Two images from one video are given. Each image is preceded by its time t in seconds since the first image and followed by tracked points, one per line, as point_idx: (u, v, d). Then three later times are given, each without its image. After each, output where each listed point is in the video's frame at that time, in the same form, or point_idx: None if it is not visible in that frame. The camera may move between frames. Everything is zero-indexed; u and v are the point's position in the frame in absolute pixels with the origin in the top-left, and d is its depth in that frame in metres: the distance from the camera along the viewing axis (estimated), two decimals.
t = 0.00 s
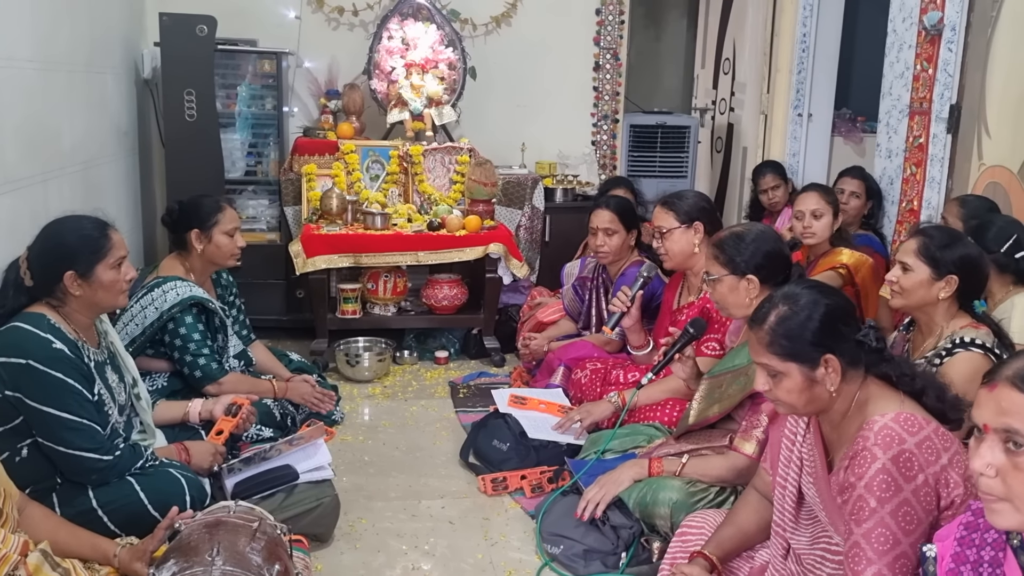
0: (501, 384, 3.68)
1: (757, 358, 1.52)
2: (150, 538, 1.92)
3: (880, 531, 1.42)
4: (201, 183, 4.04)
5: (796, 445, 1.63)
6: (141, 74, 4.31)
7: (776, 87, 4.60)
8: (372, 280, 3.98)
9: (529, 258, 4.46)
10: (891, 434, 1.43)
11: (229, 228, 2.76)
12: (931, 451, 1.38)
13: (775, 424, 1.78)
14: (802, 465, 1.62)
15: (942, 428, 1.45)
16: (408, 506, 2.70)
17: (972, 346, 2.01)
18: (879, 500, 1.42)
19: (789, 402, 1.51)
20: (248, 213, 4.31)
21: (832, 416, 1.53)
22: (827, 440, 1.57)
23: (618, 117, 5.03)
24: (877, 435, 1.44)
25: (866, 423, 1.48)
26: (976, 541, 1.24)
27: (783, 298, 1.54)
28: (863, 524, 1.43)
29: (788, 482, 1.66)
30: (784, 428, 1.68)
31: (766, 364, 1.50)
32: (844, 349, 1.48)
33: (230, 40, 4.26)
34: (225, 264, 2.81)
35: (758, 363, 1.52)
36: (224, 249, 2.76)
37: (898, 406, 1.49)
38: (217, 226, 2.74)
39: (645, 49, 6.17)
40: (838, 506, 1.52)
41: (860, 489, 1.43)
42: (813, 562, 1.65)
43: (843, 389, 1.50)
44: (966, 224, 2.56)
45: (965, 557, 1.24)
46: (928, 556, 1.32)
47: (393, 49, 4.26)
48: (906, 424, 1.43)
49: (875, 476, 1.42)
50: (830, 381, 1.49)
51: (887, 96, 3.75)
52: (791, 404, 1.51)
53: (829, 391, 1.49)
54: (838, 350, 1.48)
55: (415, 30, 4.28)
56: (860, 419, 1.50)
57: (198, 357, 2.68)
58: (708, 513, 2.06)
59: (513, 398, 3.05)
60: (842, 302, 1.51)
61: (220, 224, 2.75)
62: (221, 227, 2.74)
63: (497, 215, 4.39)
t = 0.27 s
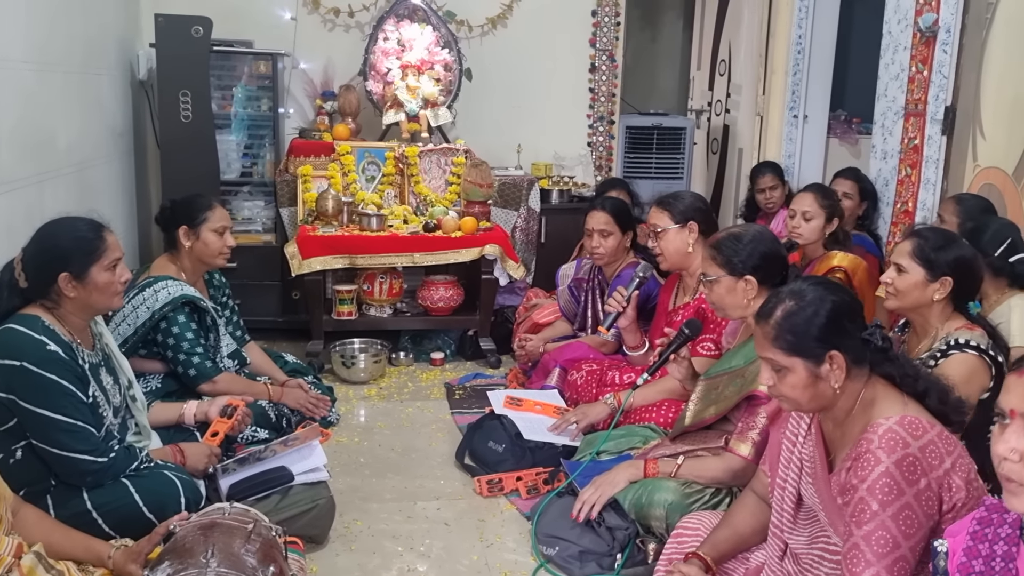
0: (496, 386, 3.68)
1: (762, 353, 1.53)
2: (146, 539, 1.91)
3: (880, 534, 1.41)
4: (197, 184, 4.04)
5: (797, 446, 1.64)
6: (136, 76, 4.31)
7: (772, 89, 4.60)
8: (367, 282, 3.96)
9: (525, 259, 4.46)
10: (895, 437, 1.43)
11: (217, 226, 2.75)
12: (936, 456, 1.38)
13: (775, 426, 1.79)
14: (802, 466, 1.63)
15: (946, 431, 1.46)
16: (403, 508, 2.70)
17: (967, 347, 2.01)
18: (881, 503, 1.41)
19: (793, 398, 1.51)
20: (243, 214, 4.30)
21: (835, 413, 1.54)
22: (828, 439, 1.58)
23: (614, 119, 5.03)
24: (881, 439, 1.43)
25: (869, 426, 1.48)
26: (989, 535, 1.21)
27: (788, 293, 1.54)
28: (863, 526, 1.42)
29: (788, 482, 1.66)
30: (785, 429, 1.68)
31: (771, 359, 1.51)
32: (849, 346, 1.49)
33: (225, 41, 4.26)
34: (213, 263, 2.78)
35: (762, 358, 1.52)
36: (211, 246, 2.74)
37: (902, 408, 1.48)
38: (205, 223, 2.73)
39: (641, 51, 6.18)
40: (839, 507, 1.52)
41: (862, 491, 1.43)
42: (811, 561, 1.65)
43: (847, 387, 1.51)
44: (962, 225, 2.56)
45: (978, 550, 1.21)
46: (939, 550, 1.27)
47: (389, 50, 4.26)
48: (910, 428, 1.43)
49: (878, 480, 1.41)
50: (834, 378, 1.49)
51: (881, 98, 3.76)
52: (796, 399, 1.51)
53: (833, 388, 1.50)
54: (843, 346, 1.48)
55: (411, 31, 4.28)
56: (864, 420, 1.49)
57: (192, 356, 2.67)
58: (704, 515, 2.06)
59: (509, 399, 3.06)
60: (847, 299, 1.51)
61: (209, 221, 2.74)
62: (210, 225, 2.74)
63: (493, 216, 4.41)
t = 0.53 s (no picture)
0: (492, 385, 3.68)
1: (793, 329, 1.54)
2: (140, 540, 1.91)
3: (890, 531, 1.41)
4: (191, 185, 4.03)
5: (808, 441, 1.64)
6: (131, 75, 4.30)
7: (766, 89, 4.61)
8: (362, 282, 3.97)
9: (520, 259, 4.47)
10: (916, 438, 1.43)
11: (207, 226, 2.75)
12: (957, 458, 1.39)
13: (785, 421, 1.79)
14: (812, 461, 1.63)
15: (965, 434, 1.47)
16: (398, 508, 2.69)
17: (960, 347, 2.02)
18: (895, 501, 1.41)
19: (814, 379, 1.52)
20: (238, 214, 4.31)
21: (856, 405, 1.54)
22: (841, 436, 1.59)
23: (609, 118, 5.04)
24: (902, 438, 1.44)
25: (891, 425, 1.48)
26: (1002, 529, 1.21)
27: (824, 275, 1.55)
28: (874, 522, 1.43)
29: (796, 477, 1.66)
30: (795, 424, 1.69)
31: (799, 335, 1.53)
32: (879, 337, 1.49)
33: (220, 41, 4.25)
34: (205, 263, 2.79)
35: (792, 334, 1.54)
36: (201, 246, 2.74)
37: (924, 409, 1.48)
38: (195, 224, 2.73)
39: (636, 51, 6.18)
40: (850, 503, 1.52)
41: (878, 488, 1.43)
42: (813, 556, 1.65)
43: (869, 377, 1.51)
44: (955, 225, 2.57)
45: (990, 543, 1.21)
46: (951, 543, 1.28)
47: (384, 50, 4.27)
48: (931, 429, 1.44)
49: (895, 478, 1.42)
50: (858, 367, 1.49)
51: (876, 98, 3.77)
52: (817, 381, 1.52)
53: (855, 376, 1.50)
54: (873, 336, 1.49)
55: (406, 31, 4.28)
56: (885, 418, 1.50)
57: (184, 355, 2.67)
58: (700, 515, 2.06)
59: (504, 399, 3.06)
60: (884, 290, 1.51)
61: (199, 221, 2.73)
62: (200, 225, 2.73)
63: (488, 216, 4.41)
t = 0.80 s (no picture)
0: (487, 386, 3.68)
1: (841, 300, 1.54)
2: (133, 543, 1.90)
3: (906, 525, 1.41)
4: (184, 186, 4.03)
5: (829, 432, 1.67)
6: (124, 77, 4.30)
7: (760, 89, 4.62)
8: (357, 283, 3.96)
9: (515, 260, 4.47)
10: (946, 438, 1.42)
11: (195, 232, 2.74)
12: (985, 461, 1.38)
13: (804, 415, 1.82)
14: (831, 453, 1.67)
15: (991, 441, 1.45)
16: (393, 509, 2.69)
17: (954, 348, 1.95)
18: (917, 497, 1.41)
19: (848, 354, 1.52)
20: (232, 216, 4.29)
21: (887, 398, 1.55)
22: (862, 431, 1.63)
23: (603, 119, 5.05)
24: (932, 436, 1.43)
25: (919, 422, 1.47)
26: (1006, 525, 1.25)
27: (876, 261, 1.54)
28: (891, 514, 1.43)
29: (813, 467, 1.69)
30: (818, 413, 1.72)
31: (845, 307, 1.53)
32: (924, 329, 1.48)
33: (214, 42, 4.25)
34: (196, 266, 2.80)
35: (839, 305, 1.54)
36: (191, 252, 2.74)
37: (955, 411, 1.48)
38: (183, 232, 2.71)
39: (631, 52, 6.19)
40: (868, 496, 1.52)
41: (901, 482, 1.43)
42: (820, 547, 1.68)
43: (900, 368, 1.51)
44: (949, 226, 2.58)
45: (993, 539, 1.25)
46: (954, 539, 1.30)
47: (378, 51, 4.26)
48: (961, 432, 1.43)
49: (920, 475, 1.41)
50: (893, 354, 1.49)
51: (869, 98, 3.77)
52: (850, 356, 1.52)
53: (889, 363, 1.50)
54: (918, 327, 1.48)
55: (400, 33, 4.27)
56: (915, 413, 1.50)
57: (175, 357, 2.67)
58: (699, 511, 2.07)
59: (499, 400, 3.05)
60: (942, 288, 1.49)
61: (187, 228, 2.72)
62: (188, 233, 2.72)
63: (482, 217, 4.42)
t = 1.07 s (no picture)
0: (481, 387, 3.68)
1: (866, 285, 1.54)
2: (127, 544, 1.90)
3: (916, 516, 1.43)
4: (178, 188, 4.02)
5: (841, 422, 1.67)
6: (118, 78, 4.29)
7: (755, 90, 4.63)
8: (351, 284, 3.96)
9: (509, 260, 4.48)
10: (957, 429, 1.43)
11: (181, 237, 2.72)
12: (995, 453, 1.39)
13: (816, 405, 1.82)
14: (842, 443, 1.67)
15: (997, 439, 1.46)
16: (387, 510, 2.69)
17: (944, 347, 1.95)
18: (927, 487, 1.42)
19: (864, 340, 1.53)
20: (227, 217, 4.29)
21: (899, 389, 1.55)
22: (873, 422, 1.63)
23: (598, 120, 5.06)
24: (944, 427, 1.43)
25: (931, 412, 1.48)
26: (994, 524, 1.26)
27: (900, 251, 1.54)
28: (901, 504, 1.44)
29: (824, 456, 1.70)
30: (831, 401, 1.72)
31: (867, 294, 1.53)
32: (943, 322, 1.47)
33: (208, 43, 4.24)
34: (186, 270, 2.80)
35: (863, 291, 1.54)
36: (178, 257, 2.73)
37: (968, 405, 1.49)
38: (167, 238, 2.70)
39: (625, 53, 6.20)
40: (877, 485, 1.54)
41: (911, 472, 1.44)
42: (826, 538, 1.69)
43: (914, 359, 1.51)
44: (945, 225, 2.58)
45: (982, 538, 1.26)
46: (945, 538, 1.31)
47: (373, 51, 4.25)
48: (972, 425, 1.44)
49: (930, 465, 1.42)
50: (910, 344, 1.49)
51: (863, 99, 3.78)
52: (865, 342, 1.52)
53: (904, 352, 1.50)
54: (937, 319, 1.47)
55: (394, 33, 4.26)
56: (928, 404, 1.50)
57: (166, 360, 2.67)
58: (703, 498, 2.08)
59: (493, 401, 3.05)
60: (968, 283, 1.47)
61: (173, 233, 2.71)
62: (172, 239, 2.70)
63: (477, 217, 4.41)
